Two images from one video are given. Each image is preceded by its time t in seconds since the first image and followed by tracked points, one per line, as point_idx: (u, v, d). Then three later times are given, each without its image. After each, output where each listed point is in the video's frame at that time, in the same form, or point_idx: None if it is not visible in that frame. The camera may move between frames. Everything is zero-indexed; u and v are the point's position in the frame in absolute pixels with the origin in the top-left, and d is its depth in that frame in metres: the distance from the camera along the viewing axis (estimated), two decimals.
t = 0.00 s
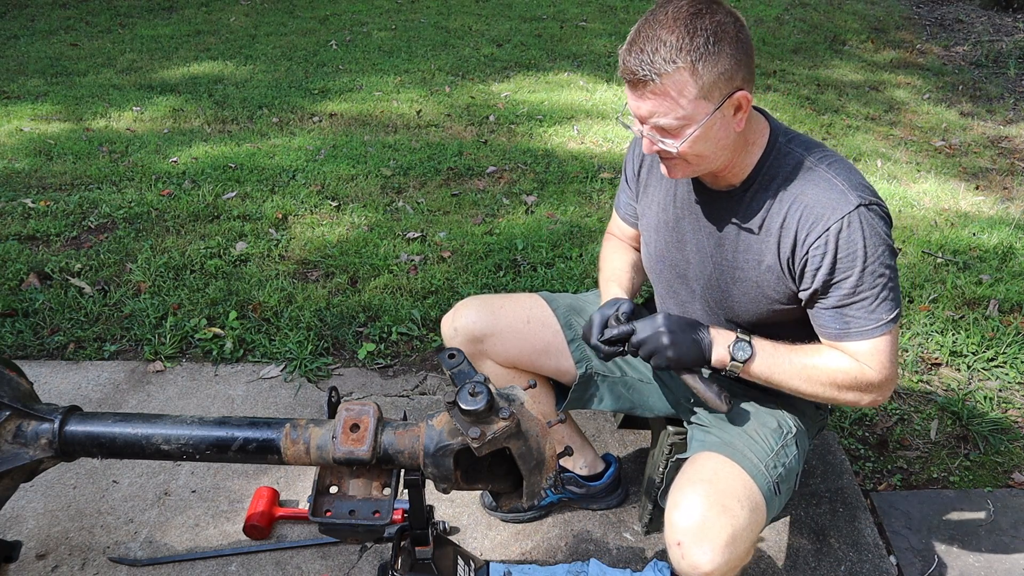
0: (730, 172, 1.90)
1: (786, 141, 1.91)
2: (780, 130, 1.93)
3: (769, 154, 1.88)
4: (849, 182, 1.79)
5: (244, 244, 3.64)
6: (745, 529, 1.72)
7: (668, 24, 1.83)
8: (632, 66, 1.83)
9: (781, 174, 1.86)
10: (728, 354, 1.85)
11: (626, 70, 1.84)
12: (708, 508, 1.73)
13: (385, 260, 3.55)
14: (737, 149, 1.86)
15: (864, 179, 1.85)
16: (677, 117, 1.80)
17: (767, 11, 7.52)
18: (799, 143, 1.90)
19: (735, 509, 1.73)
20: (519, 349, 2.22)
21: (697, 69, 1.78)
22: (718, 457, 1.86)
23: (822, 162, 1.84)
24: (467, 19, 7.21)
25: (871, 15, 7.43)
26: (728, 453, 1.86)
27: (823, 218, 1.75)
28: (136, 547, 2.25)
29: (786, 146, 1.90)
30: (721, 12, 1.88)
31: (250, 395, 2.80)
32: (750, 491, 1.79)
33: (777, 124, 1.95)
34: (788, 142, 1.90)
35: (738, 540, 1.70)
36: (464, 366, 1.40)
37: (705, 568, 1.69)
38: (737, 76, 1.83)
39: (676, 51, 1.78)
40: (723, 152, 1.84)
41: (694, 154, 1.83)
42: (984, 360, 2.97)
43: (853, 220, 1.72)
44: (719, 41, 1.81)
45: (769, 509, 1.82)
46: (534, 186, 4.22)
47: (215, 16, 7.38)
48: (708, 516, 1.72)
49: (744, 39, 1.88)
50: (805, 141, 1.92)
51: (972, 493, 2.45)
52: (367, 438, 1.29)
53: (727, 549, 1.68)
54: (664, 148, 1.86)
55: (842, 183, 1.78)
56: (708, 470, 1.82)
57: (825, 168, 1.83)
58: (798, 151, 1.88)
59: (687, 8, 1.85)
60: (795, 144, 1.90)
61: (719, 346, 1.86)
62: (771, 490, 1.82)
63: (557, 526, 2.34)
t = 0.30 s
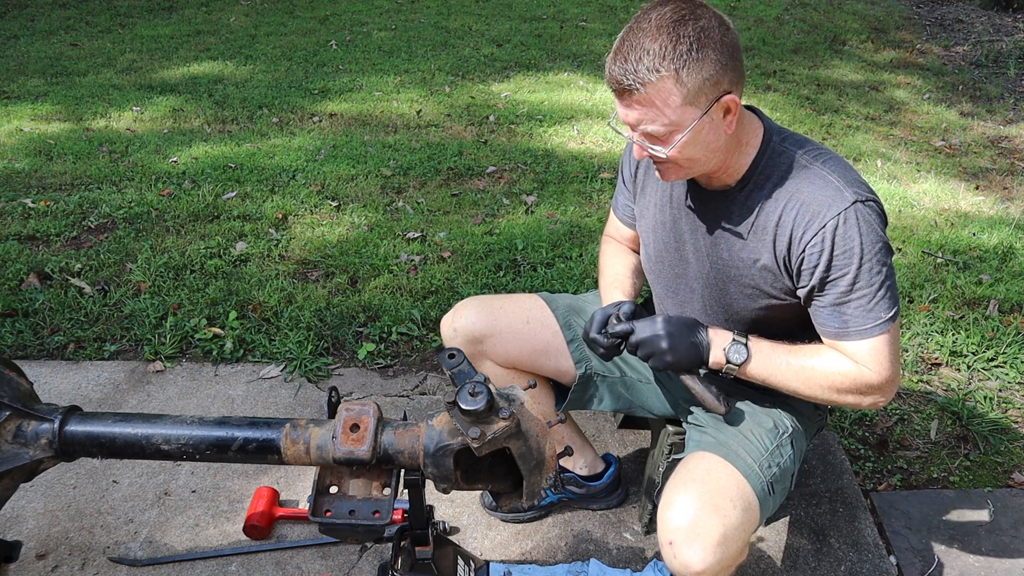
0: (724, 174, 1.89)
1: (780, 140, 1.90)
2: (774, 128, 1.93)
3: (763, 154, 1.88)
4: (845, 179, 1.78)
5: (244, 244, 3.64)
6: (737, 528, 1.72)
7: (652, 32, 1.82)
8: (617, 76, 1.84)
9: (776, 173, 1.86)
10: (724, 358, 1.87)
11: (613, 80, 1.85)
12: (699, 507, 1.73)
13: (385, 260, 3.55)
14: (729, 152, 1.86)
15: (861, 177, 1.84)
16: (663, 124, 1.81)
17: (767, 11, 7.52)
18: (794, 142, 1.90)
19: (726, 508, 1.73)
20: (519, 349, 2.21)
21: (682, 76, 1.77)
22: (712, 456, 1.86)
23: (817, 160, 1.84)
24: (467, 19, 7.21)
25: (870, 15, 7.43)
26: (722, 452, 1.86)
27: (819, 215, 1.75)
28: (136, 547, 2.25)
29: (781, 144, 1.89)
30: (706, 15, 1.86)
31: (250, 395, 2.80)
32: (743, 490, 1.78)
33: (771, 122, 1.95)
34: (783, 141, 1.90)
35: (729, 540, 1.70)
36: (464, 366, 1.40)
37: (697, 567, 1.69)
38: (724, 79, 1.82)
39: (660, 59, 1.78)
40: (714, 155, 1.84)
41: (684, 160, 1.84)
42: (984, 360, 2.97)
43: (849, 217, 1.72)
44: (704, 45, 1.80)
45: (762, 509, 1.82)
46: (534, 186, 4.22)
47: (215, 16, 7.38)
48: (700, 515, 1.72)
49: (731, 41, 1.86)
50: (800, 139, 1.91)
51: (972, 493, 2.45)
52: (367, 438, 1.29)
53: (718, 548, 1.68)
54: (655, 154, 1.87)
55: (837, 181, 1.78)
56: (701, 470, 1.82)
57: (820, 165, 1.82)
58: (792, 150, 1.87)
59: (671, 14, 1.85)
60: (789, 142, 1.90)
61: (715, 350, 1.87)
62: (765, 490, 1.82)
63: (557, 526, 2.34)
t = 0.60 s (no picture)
0: (726, 175, 1.89)
1: (778, 139, 1.90)
2: (772, 128, 1.92)
3: (761, 154, 1.87)
4: (840, 178, 1.78)
5: (244, 244, 3.64)
6: (738, 528, 1.72)
7: (642, 47, 1.82)
8: (611, 93, 1.84)
9: (773, 173, 1.85)
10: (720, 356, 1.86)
11: (608, 97, 1.85)
12: (700, 507, 1.73)
13: (385, 260, 3.55)
14: (729, 154, 1.86)
15: (858, 176, 1.84)
16: (662, 136, 1.82)
17: (767, 11, 7.52)
18: (791, 141, 1.89)
19: (728, 508, 1.73)
20: (519, 348, 2.21)
21: (676, 88, 1.77)
22: (713, 456, 1.85)
23: (813, 159, 1.84)
24: (467, 19, 7.21)
25: (871, 15, 7.43)
26: (723, 452, 1.86)
27: (814, 215, 1.75)
28: (136, 547, 2.25)
29: (778, 143, 1.89)
30: (693, 23, 1.86)
31: (250, 395, 2.80)
32: (744, 490, 1.78)
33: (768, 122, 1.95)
34: (780, 140, 1.89)
35: (731, 540, 1.70)
36: (464, 366, 1.40)
37: (698, 567, 1.69)
38: (719, 86, 1.81)
39: (653, 74, 1.78)
40: (714, 161, 1.85)
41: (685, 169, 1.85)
42: (984, 360, 2.97)
43: (844, 217, 1.72)
44: (695, 55, 1.79)
45: (763, 509, 1.82)
46: (534, 186, 4.22)
47: (215, 16, 7.38)
48: (701, 515, 1.72)
49: (720, 45, 1.86)
50: (796, 139, 1.91)
51: (972, 493, 2.45)
52: (367, 438, 1.29)
53: (720, 548, 1.68)
54: (655, 164, 1.88)
55: (833, 180, 1.78)
56: (702, 470, 1.82)
57: (815, 164, 1.83)
58: (790, 149, 1.87)
59: (659, 27, 1.84)
60: (787, 142, 1.89)
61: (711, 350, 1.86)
62: (766, 490, 1.82)
63: (557, 526, 2.34)
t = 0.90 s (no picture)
0: (726, 176, 1.89)
1: (777, 142, 1.90)
2: (771, 130, 1.92)
3: (761, 156, 1.87)
4: (840, 180, 1.78)
5: (244, 244, 3.64)
6: (739, 529, 1.72)
7: (639, 50, 1.82)
8: (610, 96, 1.84)
9: (773, 175, 1.85)
10: (722, 361, 1.86)
11: (606, 100, 1.86)
12: (701, 508, 1.73)
13: (385, 260, 3.55)
14: (728, 155, 1.86)
15: (858, 178, 1.84)
16: (661, 138, 1.82)
17: (767, 11, 7.52)
18: (791, 143, 1.89)
19: (729, 509, 1.73)
20: (520, 348, 2.21)
21: (674, 90, 1.77)
22: (713, 457, 1.85)
23: (812, 161, 1.84)
24: (467, 19, 7.21)
25: (870, 15, 7.43)
26: (723, 453, 1.86)
27: (814, 218, 1.75)
28: (136, 547, 2.25)
29: (777, 145, 1.89)
30: (690, 24, 1.86)
31: (250, 395, 2.80)
32: (744, 491, 1.78)
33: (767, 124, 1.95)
34: (780, 143, 1.89)
35: (732, 540, 1.70)
36: (464, 366, 1.40)
37: (700, 568, 1.68)
38: (717, 86, 1.81)
39: (650, 76, 1.78)
40: (713, 162, 1.85)
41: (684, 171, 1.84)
42: (984, 360, 2.97)
43: (844, 220, 1.71)
44: (693, 57, 1.79)
45: (764, 510, 1.82)
46: (534, 186, 4.22)
47: (215, 16, 7.38)
48: (702, 516, 1.72)
49: (718, 47, 1.86)
50: (795, 141, 1.91)
51: (972, 493, 2.45)
52: (367, 438, 1.29)
53: (721, 549, 1.68)
54: (655, 166, 1.88)
55: (833, 183, 1.77)
56: (702, 472, 1.82)
57: (815, 165, 1.83)
58: (789, 152, 1.87)
59: (656, 29, 1.84)
60: (786, 144, 1.89)
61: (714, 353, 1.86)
62: (767, 491, 1.82)
63: (558, 526, 2.34)
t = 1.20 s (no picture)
0: (727, 176, 1.89)
1: (777, 142, 1.90)
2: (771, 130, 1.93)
3: (761, 156, 1.87)
4: (841, 180, 1.78)
5: (244, 244, 3.64)
6: (740, 529, 1.72)
7: (636, 55, 1.82)
8: (608, 102, 1.85)
9: (773, 175, 1.85)
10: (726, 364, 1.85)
11: (605, 106, 1.86)
12: (702, 509, 1.73)
13: (385, 260, 3.55)
14: (729, 155, 1.86)
15: (859, 178, 1.83)
16: (661, 142, 1.82)
17: (767, 11, 7.52)
18: (791, 143, 1.89)
19: (729, 509, 1.73)
20: (520, 348, 2.21)
21: (672, 95, 1.78)
22: (714, 458, 1.86)
23: (813, 161, 1.84)
24: (467, 19, 7.21)
25: (870, 15, 7.43)
26: (724, 454, 1.86)
27: (817, 219, 1.75)
28: (136, 547, 2.25)
29: (777, 145, 1.89)
30: (687, 26, 1.85)
31: (250, 395, 2.80)
32: (745, 491, 1.78)
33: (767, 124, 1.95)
34: (780, 143, 1.89)
35: (733, 541, 1.70)
36: (464, 366, 1.40)
37: (701, 569, 1.68)
38: (716, 88, 1.81)
39: (648, 82, 1.78)
40: (714, 164, 1.85)
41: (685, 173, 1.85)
42: (984, 360, 2.97)
43: (846, 219, 1.71)
44: (690, 60, 1.79)
45: (764, 510, 1.82)
46: (534, 186, 4.22)
47: (215, 16, 7.38)
48: (702, 517, 1.72)
49: (715, 48, 1.85)
50: (795, 141, 1.91)
51: (972, 493, 2.45)
52: (367, 438, 1.29)
53: (722, 549, 1.68)
54: (656, 169, 1.88)
55: (834, 183, 1.77)
56: (703, 472, 1.82)
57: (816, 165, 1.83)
58: (790, 152, 1.87)
59: (653, 33, 1.84)
60: (786, 145, 1.89)
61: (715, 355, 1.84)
62: (767, 491, 1.82)
63: (558, 526, 2.34)
